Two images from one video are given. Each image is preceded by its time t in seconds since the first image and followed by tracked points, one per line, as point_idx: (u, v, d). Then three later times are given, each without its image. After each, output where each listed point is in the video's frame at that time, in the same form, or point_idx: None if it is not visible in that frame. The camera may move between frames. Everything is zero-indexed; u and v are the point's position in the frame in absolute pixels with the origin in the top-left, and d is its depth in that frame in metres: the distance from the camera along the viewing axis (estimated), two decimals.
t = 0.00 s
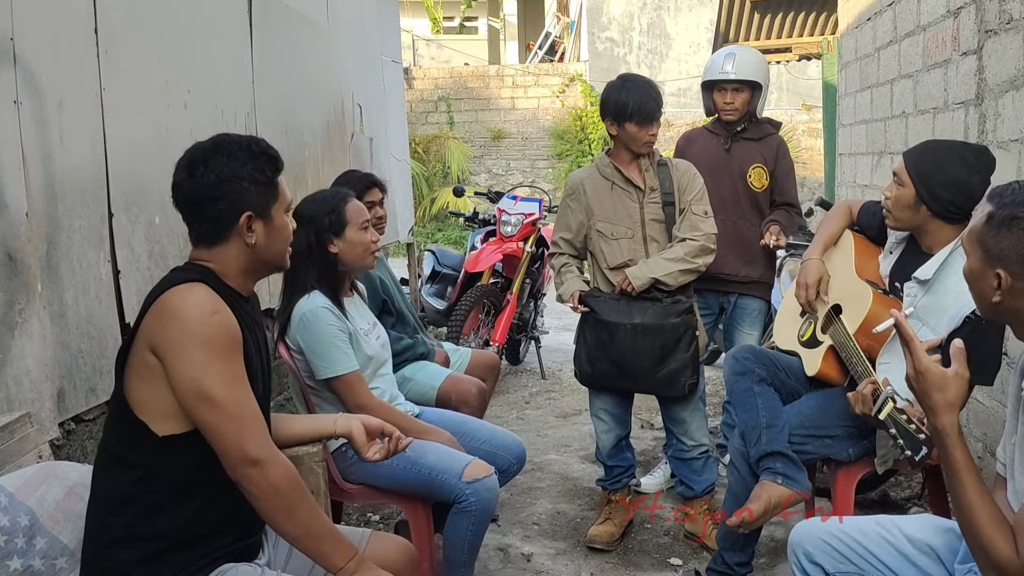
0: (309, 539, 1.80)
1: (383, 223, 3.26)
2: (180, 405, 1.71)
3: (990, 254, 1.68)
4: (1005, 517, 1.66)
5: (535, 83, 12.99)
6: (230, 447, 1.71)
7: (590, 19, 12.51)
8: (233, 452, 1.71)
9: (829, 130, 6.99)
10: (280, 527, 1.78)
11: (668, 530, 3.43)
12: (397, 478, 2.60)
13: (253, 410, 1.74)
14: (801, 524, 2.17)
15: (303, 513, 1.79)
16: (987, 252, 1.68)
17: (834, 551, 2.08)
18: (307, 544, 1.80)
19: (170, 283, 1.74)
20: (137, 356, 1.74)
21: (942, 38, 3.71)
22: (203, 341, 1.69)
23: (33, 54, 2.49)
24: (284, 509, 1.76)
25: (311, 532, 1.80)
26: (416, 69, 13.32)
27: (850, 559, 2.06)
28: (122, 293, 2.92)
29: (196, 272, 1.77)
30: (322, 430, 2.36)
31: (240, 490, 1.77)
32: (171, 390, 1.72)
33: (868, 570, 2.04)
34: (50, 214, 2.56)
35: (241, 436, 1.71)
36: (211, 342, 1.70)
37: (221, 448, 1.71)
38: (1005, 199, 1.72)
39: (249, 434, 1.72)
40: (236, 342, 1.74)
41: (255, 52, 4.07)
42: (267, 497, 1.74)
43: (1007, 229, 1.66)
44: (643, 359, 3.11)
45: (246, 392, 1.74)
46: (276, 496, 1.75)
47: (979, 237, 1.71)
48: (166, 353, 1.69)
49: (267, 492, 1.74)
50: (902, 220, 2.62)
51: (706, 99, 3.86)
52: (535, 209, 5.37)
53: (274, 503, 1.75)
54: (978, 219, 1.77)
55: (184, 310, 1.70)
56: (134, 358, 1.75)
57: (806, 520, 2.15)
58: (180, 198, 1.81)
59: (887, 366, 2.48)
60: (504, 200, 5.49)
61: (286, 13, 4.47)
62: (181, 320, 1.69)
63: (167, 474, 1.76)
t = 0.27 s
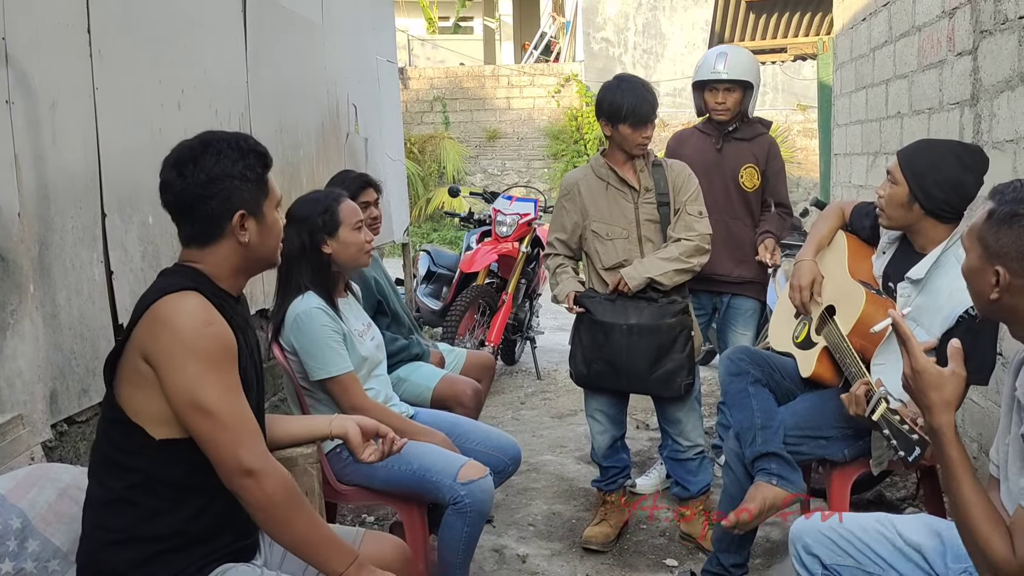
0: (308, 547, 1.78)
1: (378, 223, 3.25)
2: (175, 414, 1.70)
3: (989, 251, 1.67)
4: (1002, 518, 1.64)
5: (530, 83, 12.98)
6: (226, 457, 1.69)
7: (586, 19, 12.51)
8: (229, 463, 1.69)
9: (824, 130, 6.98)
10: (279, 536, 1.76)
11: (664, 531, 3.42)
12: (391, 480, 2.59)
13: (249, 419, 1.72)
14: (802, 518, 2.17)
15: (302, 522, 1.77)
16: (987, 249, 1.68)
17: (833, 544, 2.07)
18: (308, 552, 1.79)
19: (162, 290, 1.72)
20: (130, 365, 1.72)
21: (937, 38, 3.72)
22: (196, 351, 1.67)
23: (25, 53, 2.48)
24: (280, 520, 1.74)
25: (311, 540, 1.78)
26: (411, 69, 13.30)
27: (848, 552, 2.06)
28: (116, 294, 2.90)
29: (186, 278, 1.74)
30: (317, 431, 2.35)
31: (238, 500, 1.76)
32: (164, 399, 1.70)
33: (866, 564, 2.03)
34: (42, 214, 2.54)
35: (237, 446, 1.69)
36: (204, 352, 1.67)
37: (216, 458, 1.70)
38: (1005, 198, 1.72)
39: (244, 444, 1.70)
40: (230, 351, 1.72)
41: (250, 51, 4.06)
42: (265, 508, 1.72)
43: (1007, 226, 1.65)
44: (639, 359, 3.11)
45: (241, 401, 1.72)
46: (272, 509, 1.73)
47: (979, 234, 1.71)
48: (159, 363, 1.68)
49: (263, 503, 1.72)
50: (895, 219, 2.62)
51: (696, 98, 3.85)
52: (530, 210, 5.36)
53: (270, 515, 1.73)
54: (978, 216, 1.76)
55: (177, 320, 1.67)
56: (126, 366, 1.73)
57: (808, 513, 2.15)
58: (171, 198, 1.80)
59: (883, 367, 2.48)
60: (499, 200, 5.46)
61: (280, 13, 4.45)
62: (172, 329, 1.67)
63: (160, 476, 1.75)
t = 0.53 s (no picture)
0: (299, 552, 1.77)
1: (371, 223, 3.25)
2: (164, 419, 1.69)
3: (979, 252, 1.67)
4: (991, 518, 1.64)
5: (525, 83, 12.97)
6: (215, 464, 1.68)
7: (580, 19, 12.50)
8: (218, 469, 1.68)
9: (819, 131, 6.98)
10: (270, 542, 1.75)
11: (657, 532, 3.42)
12: (383, 481, 2.58)
13: (239, 425, 1.71)
14: (790, 527, 2.15)
15: (292, 528, 1.76)
16: (976, 250, 1.68)
17: (821, 557, 2.06)
18: (299, 558, 1.78)
19: (152, 295, 1.71)
20: (120, 371, 1.71)
21: (930, 39, 3.71)
22: (185, 357, 1.66)
23: (14, 53, 2.46)
24: (270, 526, 1.73)
25: (302, 546, 1.77)
26: (405, 69, 13.29)
27: (837, 566, 2.05)
28: (106, 295, 2.88)
29: (177, 283, 1.73)
30: (310, 433, 2.33)
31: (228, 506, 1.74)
32: (154, 404, 1.69)
33: None
34: (31, 215, 2.53)
35: (226, 454, 1.68)
36: (193, 359, 1.66)
37: (205, 465, 1.68)
38: (995, 199, 1.72)
39: (233, 450, 1.69)
40: (219, 357, 1.70)
41: (242, 51, 4.04)
42: (256, 514, 1.71)
43: (997, 227, 1.65)
44: (633, 360, 3.10)
45: (231, 408, 1.70)
46: (261, 515, 1.71)
47: (969, 235, 1.71)
48: (147, 368, 1.66)
49: (252, 509, 1.71)
50: (885, 220, 2.62)
51: (692, 101, 3.85)
52: (524, 210, 5.35)
53: (260, 520, 1.72)
54: (969, 218, 1.76)
55: (166, 325, 1.66)
56: (117, 372, 1.72)
57: (796, 524, 2.13)
58: (162, 201, 1.78)
59: (876, 368, 2.48)
60: (494, 201, 5.47)
61: (273, 12, 4.44)
62: (161, 336, 1.66)
63: (149, 478, 1.74)
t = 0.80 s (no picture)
0: (285, 557, 1.77)
1: (364, 224, 3.24)
2: (150, 423, 1.68)
3: (969, 252, 1.67)
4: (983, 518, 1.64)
5: (520, 83, 12.96)
6: (201, 468, 1.67)
7: (575, 19, 12.50)
8: (203, 473, 1.67)
9: (812, 131, 6.99)
10: (256, 546, 1.74)
11: (651, 532, 3.42)
12: (376, 482, 2.57)
13: (225, 430, 1.70)
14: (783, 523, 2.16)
15: (279, 532, 1.75)
16: (966, 250, 1.68)
17: (815, 550, 2.06)
18: (286, 562, 1.77)
19: (140, 299, 1.70)
20: (108, 374, 1.71)
21: (923, 39, 3.72)
22: (172, 362, 1.65)
23: (5, 52, 2.45)
24: (256, 530, 1.72)
25: (289, 550, 1.76)
26: (400, 69, 13.27)
27: (830, 557, 2.05)
28: (98, 295, 2.87)
29: (165, 287, 1.72)
30: (301, 433, 2.31)
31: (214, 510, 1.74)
32: (140, 408, 1.68)
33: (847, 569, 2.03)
34: (22, 215, 2.52)
35: (211, 458, 1.67)
36: (179, 363, 1.65)
37: (191, 469, 1.68)
38: (985, 199, 1.72)
39: (218, 455, 1.68)
40: (206, 361, 1.70)
41: (234, 51, 4.03)
42: (241, 519, 1.71)
43: (987, 227, 1.66)
44: (626, 359, 3.10)
45: (217, 412, 1.70)
46: (247, 518, 1.71)
47: (959, 235, 1.71)
48: (134, 372, 1.66)
49: (238, 513, 1.70)
50: (876, 219, 2.62)
51: (693, 101, 3.85)
52: (518, 210, 5.35)
53: (245, 523, 1.71)
54: (959, 218, 1.76)
55: (152, 329, 1.65)
56: (105, 375, 1.72)
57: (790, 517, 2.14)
58: (153, 201, 1.78)
59: (868, 368, 2.48)
60: (488, 201, 5.45)
61: (266, 12, 4.43)
62: (147, 340, 1.65)
63: (139, 479, 1.73)
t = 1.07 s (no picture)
0: (276, 558, 1.76)
1: (357, 225, 3.24)
2: (139, 425, 1.67)
3: (960, 251, 1.68)
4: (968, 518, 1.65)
5: (513, 83, 12.96)
6: (190, 470, 1.67)
7: (568, 20, 12.51)
8: (192, 475, 1.67)
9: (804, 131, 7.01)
10: (246, 548, 1.74)
11: (643, 532, 3.42)
12: (368, 483, 2.57)
13: (215, 431, 1.70)
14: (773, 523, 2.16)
15: (269, 533, 1.75)
16: (957, 249, 1.69)
17: (805, 552, 2.07)
18: (276, 563, 1.77)
19: (129, 300, 1.70)
20: (96, 377, 1.70)
21: (914, 39, 3.73)
22: (160, 364, 1.64)
23: None
24: (245, 531, 1.72)
25: (279, 551, 1.76)
26: (394, 70, 13.26)
27: (821, 559, 2.05)
28: (89, 297, 2.86)
29: (154, 288, 1.71)
30: (292, 434, 2.31)
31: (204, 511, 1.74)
32: (129, 409, 1.68)
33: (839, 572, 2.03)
34: (12, 217, 2.50)
35: (201, 459, 1.67)
36: (167, 365, 1.65)
37: (180, 470, 1.67)
38: (977, 198, 1.72)
39: (207, 456, 1.67)
40: (195, 362, 1.69)
41: (227, 51, 4.02)
42: (231, 520, 1.70)
43: (978, 226, 1.66)
44: (617, 360, 3.10)
45: (207, 414, 1.69)
46: (236, 519, 1.70)
47: (950, 234, 1.71)
48: (123, 374, 1.65)
49: (227, 514, 1.70)
50: (868, 220, 2.63)
51: (691, 101, 3.85)
52: (512, 210, 5.36)
53: (234, 524, 1.71)
54: (949, 217, 1.77)
55: (141, 331, 1.65)
56: (93, 377, 1.71)
57: (780, 519, 2.15)
58: (145, 200, 1.77)
59: (858, 368, 2.50)
60: (481, 202, 5.46)
61: (259, 12, 4.42)
62: (136, 342, 1.64)
63: (130, 481, 1.72)
